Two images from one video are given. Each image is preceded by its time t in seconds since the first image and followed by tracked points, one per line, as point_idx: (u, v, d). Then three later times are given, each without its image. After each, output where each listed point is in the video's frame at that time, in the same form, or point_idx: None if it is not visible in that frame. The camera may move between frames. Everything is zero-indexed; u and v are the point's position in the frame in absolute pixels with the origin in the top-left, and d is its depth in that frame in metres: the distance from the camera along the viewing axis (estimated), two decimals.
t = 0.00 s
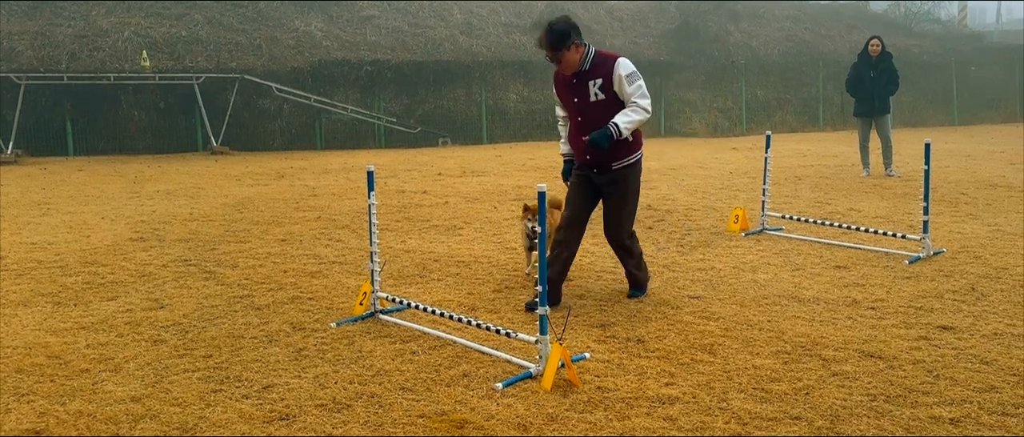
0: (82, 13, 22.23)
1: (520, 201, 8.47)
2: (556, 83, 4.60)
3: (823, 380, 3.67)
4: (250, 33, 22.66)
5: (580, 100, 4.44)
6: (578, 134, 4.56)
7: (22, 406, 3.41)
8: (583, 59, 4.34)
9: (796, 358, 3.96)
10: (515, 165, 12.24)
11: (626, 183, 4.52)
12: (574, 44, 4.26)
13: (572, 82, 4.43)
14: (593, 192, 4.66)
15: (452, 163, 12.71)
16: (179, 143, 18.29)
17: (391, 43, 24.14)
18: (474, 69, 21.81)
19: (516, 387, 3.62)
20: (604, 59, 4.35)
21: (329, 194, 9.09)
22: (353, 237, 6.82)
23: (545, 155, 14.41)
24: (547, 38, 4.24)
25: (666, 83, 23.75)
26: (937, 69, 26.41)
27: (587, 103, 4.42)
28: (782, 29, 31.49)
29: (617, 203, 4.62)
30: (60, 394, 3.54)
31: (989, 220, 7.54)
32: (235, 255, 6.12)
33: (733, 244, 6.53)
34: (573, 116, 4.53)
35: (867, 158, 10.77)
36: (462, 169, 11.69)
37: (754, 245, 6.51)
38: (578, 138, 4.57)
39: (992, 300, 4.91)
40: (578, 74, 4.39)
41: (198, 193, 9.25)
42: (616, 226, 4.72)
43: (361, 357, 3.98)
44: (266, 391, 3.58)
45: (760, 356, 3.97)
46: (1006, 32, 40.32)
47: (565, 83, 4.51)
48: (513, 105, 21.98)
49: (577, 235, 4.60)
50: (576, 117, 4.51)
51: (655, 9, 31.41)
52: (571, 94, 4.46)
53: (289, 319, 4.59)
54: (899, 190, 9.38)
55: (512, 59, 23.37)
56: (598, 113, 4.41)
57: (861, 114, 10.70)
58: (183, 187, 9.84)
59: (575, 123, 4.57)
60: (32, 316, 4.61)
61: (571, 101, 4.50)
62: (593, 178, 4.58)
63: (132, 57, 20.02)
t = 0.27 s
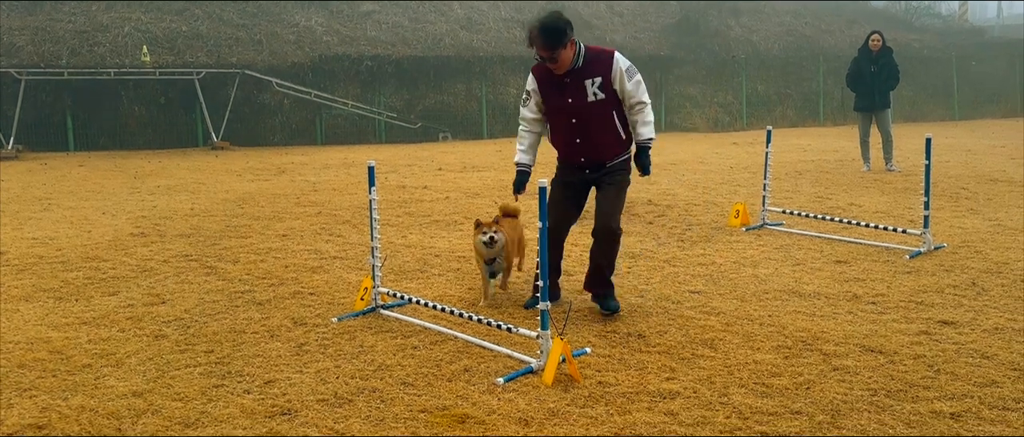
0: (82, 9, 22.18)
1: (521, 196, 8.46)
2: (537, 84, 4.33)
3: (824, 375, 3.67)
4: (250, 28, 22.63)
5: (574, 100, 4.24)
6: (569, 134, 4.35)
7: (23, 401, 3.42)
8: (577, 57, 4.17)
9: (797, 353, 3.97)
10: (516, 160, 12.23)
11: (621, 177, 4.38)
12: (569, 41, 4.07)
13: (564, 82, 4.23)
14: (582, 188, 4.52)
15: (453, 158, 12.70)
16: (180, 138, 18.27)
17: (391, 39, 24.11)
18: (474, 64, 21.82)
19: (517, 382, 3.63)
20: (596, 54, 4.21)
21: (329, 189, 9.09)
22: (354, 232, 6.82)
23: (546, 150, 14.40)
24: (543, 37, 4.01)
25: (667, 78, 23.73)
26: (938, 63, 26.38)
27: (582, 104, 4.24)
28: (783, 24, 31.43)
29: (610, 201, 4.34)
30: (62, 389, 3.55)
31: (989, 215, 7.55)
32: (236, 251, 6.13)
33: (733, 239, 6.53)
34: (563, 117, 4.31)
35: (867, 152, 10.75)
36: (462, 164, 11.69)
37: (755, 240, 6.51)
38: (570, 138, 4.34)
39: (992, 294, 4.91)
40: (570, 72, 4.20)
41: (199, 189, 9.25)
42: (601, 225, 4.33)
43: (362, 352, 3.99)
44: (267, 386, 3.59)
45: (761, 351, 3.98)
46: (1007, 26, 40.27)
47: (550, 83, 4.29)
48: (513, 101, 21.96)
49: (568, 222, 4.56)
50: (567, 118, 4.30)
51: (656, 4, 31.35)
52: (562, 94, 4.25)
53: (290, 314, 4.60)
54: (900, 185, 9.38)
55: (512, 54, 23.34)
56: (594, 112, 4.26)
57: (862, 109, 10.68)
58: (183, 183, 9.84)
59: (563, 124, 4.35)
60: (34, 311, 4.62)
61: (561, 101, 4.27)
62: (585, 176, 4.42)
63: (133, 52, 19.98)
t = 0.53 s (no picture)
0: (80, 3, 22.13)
1: (520, 191, 8.45)
2: (565, 69, 3.95)
3: (823, 369, 3.68)
4: (248, 23, 22.60)
5: (608, 88, 3.89)
6: (598, 125, 3.96)
7: (23, 396, 3.42)
8: (615, 41, 3.87)
9: (796, 348, 3.97)
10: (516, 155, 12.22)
11: (645, 179, 4.08)
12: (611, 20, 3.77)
13: (598, 67, 3.90)
14: (597, 191, 4.12)
15: (452, 154, 12.69)
16: (179, 133, 18.23)
17: (391, 33, 24.07)
18: (473, 59, 21.79)
19: (517, 377, 3.63)
20: (631, 40, 3.93)
21: (328, 184, 9.08)
22: (353, 227, 6.82)
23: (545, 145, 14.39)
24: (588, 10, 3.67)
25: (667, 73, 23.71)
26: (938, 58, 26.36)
27: (618, 92, 3.90)
28: (782, 18, 31.40)
29: (629, 205, 4.04)
30: (62, 384, 3.55)
31: (989, 210, 7.55)
32: (235, 246, 6.13)
33: (732, 234, 6.53)
34: (594, 105, 3.93)
35: (867, 147, 10.75)
36: (462, 159, 11.68)
37: (754, 235, 6.51)
38: (600, 130, 3.95)
39: (991, 289, 4.92)
40: (605, 57, 3.87)
41: (198, 184, 9.24)
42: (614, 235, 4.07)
43: (361, 347, 3.99)
44: (266, 381, 3.59)
45: (760, 345, 3.98)
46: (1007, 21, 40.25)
47: (580, 68, 3.93)
48: (513, 96, 21.93)
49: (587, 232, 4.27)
50: (598, 107, 3.93)
51: None
52: (596, 80, 3.90)
53: (289, 309, 4.60)
54: (899, 180, 9.38)
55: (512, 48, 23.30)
56: (628, 102, 3.93)
57: (861, 103, 10.68)
58: (183, 178, 9.83)
59: (590, 115, 3.97)
60: (33, 307, 4.62)
61: (593, 88, 3.91)
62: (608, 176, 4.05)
63: (131, 47, 19.94)
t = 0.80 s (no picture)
0: None
1: (516, 185, 8.45)
2: (600, 63, 3.55)
3: (817, 363, 3.69)
4: (243, 17, 22.54)
5: (644, 81, 3.49)
6: (637, 122, 3.54)
7: (19, 391, 3.42)
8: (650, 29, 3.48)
9: (792, 342, 3.98)
10: (512, 150, 12.22)
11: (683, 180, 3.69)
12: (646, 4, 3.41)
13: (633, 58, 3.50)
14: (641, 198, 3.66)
15: (447, 148, 12.68)
16: (174, 127, 18.17)
17: (386, 28, 24.00)
18: (468, 53, 21.75)
19: (513, 372, 3.63)
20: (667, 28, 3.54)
21: (324, 179, 9.07)
22: (349, 222, 6.81)
23: (541, 140, 14.38)
24: None
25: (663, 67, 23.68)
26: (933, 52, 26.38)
27: (657, 83, 3.49)
28: (778, 12, 31.39)
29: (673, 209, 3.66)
30: (57, 379, 3.54)
31: (983, 204, 7.56)
32: (231, 241, 6.12)
33: (728, 229, 6.53)
34: (631, 101, 3.53)
35: (862, 142, 10.76)
36: (458, 154, 11.67)
37: (749, 229, 6.51)
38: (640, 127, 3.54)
39: (985, 283, 4.94)
40: (640, 47, 3.49)
41: (193, 178, 9.22)
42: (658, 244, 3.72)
43: (357, 342, 3.99)
44: (262, 376, 3.59)
45: (755, 340, 3.99)
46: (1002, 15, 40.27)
47: (614, 61, 3.54)
48: (508, 90, 21.89)
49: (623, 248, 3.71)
50: (635, 102, 3.52)
51: None
52: (631, 73, 3.50)
53: (284, 304, 4.60)
54: (894, 174, 9.39)
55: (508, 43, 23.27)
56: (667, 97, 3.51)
57: (856, 98, 10.68)
58: (178, 173, 9.81)
59: (628, 112, 3.55)
60: (28, 302, 4.61)
61: (629, 81, 3.51)
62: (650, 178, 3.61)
63: (125, 41, 19.86)
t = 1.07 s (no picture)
0: None
1: (506, 180, 8.45)
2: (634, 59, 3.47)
3: (805, 356, 3.71)
4: (232, 12, 22.48)
5: (673, 81, 3.36)
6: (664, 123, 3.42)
7: (7, 388, 3.41)
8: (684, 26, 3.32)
9: (781, 336, 4.00)
10: (502, 145, 12.21)
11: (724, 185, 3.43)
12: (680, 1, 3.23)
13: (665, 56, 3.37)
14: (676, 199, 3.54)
15: (437, 143, 12.67)
16: (162, 122, 18.05)
17: (376, 22, 23.93)
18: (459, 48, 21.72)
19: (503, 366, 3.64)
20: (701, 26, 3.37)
21: (313, 174, 9.04)
22: (339, 217, 6.80)
23: (532, 135, 14.38)
24: None
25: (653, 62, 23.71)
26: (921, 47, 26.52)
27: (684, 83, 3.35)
28: (767, 8, 31.49)
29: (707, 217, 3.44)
30: (45, 376, 3.53)
31: (970, 198, 7.62)
32: (220, 236, 6.10)
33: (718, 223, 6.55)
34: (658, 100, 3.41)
35: (851, 136, 10.81)
36: (448, 149, 11.67)
37: (739, 224, 6.54)
38: (665, 128, 3.42)
39: (972, 276, 4.98)
40: (671, 45, 3.35)
41: (182, 174, 9.18)
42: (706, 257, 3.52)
43: (347, 337, 3.99)
44: (252, 371, 3.59)
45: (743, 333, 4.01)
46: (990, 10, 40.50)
47: (647, 58, 3.43)
48: (499, 84, 21.86)
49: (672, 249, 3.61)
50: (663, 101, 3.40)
51: None
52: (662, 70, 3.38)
53: (274, 299, 4.59)
54: (882, 168, 9.44)
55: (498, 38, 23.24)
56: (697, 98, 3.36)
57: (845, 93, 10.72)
58: (167, 168, 9.76)
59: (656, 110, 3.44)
60: (16, 298, 4.58)
61: (658, 79, 3.39)
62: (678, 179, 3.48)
63: (113, 36, 19.72)
